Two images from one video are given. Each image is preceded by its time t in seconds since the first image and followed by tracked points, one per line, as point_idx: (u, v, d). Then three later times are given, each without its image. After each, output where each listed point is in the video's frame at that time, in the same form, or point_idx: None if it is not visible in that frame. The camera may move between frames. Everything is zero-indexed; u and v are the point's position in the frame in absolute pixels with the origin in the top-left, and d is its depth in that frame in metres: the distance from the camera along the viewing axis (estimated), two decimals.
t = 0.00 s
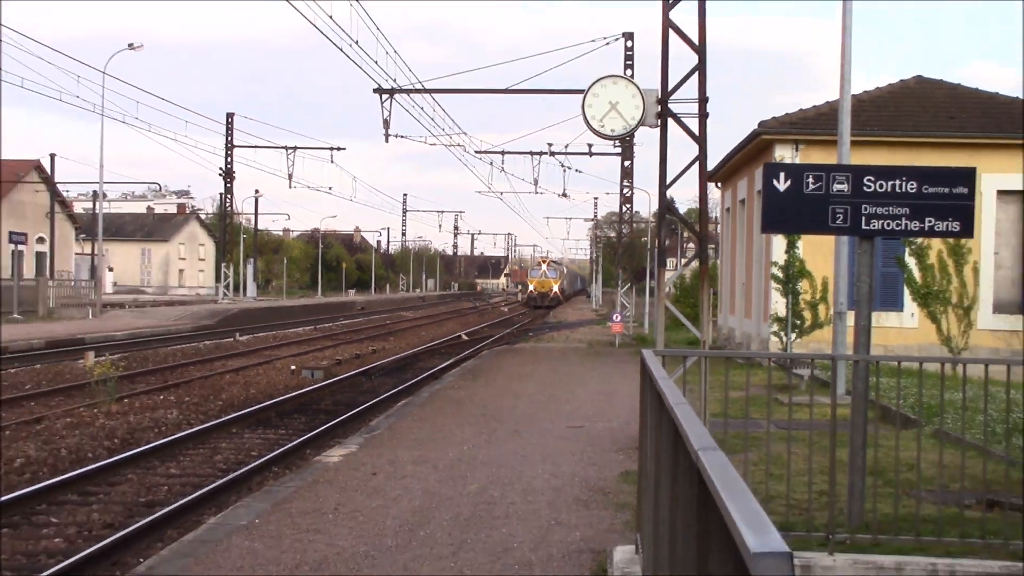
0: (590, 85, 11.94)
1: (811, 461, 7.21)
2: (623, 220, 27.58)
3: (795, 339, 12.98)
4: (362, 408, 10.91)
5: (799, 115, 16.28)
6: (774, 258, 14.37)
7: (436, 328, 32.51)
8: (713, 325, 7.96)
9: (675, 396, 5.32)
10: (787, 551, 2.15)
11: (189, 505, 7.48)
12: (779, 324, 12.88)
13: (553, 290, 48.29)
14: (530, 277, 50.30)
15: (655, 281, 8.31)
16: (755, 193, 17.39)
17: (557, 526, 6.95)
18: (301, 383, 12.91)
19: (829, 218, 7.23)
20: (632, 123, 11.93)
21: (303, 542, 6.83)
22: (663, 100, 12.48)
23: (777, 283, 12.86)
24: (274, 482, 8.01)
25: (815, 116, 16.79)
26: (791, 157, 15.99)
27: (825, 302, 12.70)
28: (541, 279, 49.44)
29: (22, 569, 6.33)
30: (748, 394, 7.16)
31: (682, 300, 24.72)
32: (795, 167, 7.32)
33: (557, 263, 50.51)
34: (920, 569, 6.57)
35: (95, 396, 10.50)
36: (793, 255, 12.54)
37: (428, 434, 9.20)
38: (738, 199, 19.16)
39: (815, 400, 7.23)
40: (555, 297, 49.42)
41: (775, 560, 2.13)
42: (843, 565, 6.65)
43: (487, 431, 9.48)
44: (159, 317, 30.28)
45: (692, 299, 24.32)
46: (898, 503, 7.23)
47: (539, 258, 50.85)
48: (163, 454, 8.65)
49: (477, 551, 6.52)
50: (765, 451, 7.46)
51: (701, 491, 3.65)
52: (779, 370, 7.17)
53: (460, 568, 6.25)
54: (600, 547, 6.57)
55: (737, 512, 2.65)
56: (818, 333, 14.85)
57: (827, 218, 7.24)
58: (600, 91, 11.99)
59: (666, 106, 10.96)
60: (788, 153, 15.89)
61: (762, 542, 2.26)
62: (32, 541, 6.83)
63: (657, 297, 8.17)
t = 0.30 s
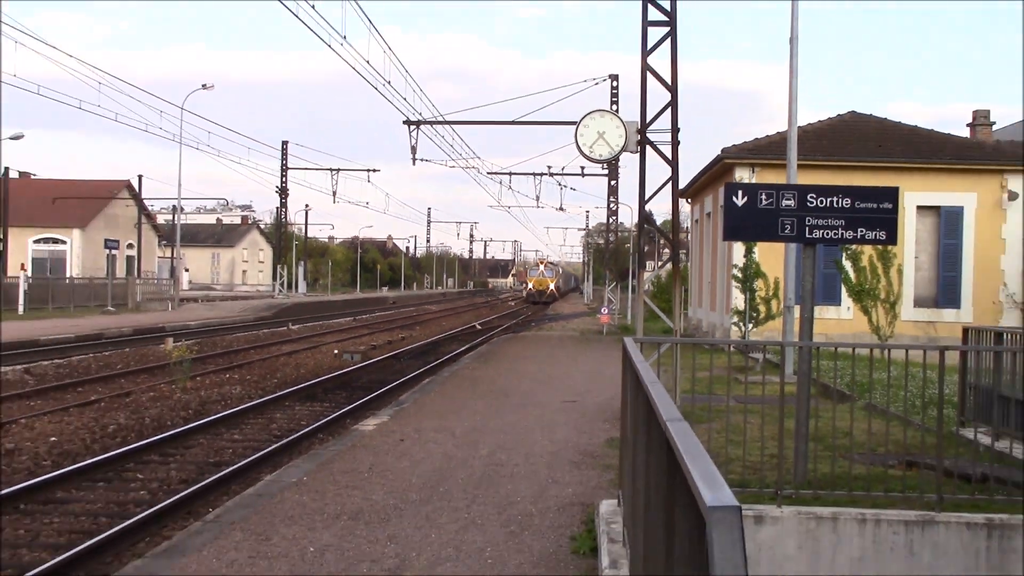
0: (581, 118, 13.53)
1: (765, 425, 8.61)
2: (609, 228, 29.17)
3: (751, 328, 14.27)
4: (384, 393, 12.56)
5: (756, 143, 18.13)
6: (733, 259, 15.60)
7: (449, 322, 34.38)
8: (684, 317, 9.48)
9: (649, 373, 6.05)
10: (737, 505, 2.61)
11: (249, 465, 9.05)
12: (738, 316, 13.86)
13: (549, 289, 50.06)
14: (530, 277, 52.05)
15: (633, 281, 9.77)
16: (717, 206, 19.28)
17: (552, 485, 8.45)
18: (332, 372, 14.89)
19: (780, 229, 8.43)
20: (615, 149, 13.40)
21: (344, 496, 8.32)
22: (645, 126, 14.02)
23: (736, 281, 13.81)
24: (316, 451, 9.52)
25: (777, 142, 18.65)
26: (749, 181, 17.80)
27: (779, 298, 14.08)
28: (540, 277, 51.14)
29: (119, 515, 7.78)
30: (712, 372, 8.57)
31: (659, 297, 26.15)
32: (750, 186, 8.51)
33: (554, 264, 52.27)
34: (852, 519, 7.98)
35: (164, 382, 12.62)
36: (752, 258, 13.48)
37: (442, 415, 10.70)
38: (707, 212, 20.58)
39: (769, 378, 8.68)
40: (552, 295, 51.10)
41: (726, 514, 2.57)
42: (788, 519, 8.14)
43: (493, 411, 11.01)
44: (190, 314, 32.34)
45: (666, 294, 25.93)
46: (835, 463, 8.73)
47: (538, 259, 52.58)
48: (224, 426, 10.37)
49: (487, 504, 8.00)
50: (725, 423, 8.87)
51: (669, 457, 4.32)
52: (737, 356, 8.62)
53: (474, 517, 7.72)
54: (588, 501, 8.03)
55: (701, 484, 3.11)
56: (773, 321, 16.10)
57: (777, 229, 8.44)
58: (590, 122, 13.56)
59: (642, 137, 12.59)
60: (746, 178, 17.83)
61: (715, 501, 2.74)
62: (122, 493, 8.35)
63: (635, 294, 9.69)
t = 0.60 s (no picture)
0: (574, 136, 14.74)
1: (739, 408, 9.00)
2: (602, 235, 30.53)
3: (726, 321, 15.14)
4: (396, 381, 13.80)
5: (730, 159, 19.33)
6: (709, 262, 16.76)
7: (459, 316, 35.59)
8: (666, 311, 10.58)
9: (634, 361, 6.30)
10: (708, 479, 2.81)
11: (282, 444, 9.90)
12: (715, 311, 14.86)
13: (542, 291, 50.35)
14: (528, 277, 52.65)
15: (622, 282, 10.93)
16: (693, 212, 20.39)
17: (551, 461, 9.17)
18: (350, 362, 16.37)
19: (751, 234, 8.98)
20: (604, 165, 14.63)
21: (364, 471, 8.76)
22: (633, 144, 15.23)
23: (713, 280, 14.82)
24: (336, 434, 10.31)
25: (752, 157, 19.85)
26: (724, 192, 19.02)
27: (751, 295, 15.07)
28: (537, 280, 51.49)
29: (164, 491, 8.17)
30: (692, 362, 9.63)
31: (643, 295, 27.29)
32: (724, 197, 9.08)
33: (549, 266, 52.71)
34: (817, 492, 7.67)
35: (204, 373, 14.35)
36: (728, 260, 14.52)
37: (453, 400, 11.80)
38: (687, 219, 21.81)
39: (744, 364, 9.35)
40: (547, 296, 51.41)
41: (698, 487, 2.77)
42: (760, 492, 7.78)
43: (494, 399, 11.90)
44: (216, 308, 33.65)
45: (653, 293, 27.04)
46: (800, 441, 8.57)
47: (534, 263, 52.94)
48: (255, 411, 11.58)
49: (492, 478, 8.59)
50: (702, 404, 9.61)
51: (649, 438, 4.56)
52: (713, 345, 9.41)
53: (480, 489, 8.27)
54: (581, 475, 8.69)
55: (677, 458, 3.38)
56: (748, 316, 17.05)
57: (749, 235, 8.99)
58: (583, 140, 14.75)
59: (628, 153, 13.75)
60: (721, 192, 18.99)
61: (689, 474, 2.99)
62: (166, 470, 8.89)
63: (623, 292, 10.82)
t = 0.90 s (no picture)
0: (572, 138, 14.75)
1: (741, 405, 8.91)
2: (602, 235, 30.60)
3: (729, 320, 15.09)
4: (401, 386, 13.87)
5: (727, 158, 19.34)
6: (711, 260, 16.78)
7: (461, 320, 35.50)
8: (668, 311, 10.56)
9: (635, 364, 6.36)
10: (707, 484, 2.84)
11: (287, 453, 9.93)
12: (717, 310, 14.83)
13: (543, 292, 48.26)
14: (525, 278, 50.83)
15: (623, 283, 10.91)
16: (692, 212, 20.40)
17: (556, 464, 9.18)
18: (353, 368, 16.39)
19: (751, 234, 8.97)
20: (604, 166, 14.64)
21: (369, 479, 8.77)
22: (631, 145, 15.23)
23: (714, 279, 14.79)
24: (341, 442, 10.33)
25: (750, 155, 19.85)
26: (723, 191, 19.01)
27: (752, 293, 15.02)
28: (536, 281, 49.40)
29: (171, 502, 8.19)
30: (696, 362, 9.43)
31: (643, 295, 27.39)
32: (723, 197, 9.05)
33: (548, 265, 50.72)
34: (821, 489, 7.66)
35: (208, 382, 14.40)
36: (729, 259, 14.50)
37: (458, 404, 11.87)
38: (687, 218, 21.79)
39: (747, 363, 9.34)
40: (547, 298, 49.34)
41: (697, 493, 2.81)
42: (765, 490, 7.77)
43: (498, 403, 11.90)
44: (218, 318, 33.73)
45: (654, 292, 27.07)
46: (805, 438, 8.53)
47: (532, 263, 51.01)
48: (260, 420, 11.59)
49: (498, 483, 8.60)
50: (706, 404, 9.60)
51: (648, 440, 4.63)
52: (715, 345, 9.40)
53: (485, 495, 8.27)
54: (586, 478, 8.69)
55: (675, 464, 3.42)
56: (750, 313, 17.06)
57: (749, 234, 8.98)
58: (582, 142, 14.75)
59: (627, 155, 13.75)
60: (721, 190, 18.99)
61: (688, 480, 3.02)
62: (172, 482, 8.91)
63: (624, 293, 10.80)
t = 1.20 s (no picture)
0: (567, 145, 14.77)
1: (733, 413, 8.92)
2: (596, 240, 30.63)
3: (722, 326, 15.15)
4: (394, 392, 13.88)
5: (722, 165, 19.34)
6: (704, 267, 16.82)
7: (456, 326, 35.53)
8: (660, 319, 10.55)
9: (625, 373, 6.37)
10: (691, 496, 2.87)
11: (279, 458, 9.94)
12: (711, 317, 14.85)
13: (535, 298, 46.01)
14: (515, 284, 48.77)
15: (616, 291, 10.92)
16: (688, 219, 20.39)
17: (547, 472, 9.18)
18: (346, 374, 16.39)
19: (743, 241, 8.97)
20: (599, 174, 14.65)
21: (361, 485, 8.78)
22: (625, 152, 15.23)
23: (708, 286, 14.79)
24: (332, 447, 10.34)
25: (745, 162, 19.86)
26: (718, 198, 19.04)
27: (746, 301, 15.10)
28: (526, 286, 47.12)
29: (161, 508, 8.19)
30: (689, 369, 9.42)
31: (637, 301, 27.41)
32: (716, 203, 9.06)
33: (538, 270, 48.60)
34: (812, 498, 7.67)
35: (201, 388, 14.41)
36: (723, 266, 14.51)
37: (450, 411, 11.88)
38: (681, 224, 21.80)
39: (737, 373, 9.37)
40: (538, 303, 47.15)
41: (681, 504, 2.84)
42: (755, 499, 7.78)
43: (490, 409, 11.91)
44: (213, 322, 33.71)
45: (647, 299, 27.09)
46: (796, 446, 8.54)
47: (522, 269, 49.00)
48: (252, 426, 11.59)
49: (489, 490, 8.61)
50: (696, 412, 9.61)
51: (638, 450, 4.63)
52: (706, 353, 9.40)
53: (475, 501, 8.29)
54: (577, 486, 8.70)
55: (662, 473, 3.45)
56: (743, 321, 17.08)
57: (741, 242, 8.98)
58: (576, 149, 14.78)
59: (620, 162, 13.77)
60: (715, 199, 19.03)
61: (675, 490, 3.04)
62: (163, 487, 8.91)
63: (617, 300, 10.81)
